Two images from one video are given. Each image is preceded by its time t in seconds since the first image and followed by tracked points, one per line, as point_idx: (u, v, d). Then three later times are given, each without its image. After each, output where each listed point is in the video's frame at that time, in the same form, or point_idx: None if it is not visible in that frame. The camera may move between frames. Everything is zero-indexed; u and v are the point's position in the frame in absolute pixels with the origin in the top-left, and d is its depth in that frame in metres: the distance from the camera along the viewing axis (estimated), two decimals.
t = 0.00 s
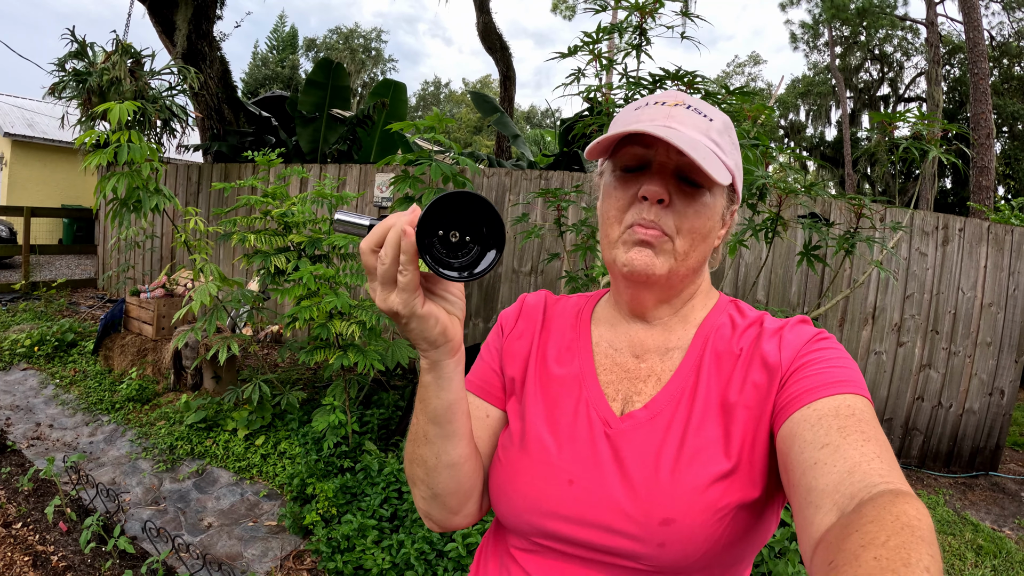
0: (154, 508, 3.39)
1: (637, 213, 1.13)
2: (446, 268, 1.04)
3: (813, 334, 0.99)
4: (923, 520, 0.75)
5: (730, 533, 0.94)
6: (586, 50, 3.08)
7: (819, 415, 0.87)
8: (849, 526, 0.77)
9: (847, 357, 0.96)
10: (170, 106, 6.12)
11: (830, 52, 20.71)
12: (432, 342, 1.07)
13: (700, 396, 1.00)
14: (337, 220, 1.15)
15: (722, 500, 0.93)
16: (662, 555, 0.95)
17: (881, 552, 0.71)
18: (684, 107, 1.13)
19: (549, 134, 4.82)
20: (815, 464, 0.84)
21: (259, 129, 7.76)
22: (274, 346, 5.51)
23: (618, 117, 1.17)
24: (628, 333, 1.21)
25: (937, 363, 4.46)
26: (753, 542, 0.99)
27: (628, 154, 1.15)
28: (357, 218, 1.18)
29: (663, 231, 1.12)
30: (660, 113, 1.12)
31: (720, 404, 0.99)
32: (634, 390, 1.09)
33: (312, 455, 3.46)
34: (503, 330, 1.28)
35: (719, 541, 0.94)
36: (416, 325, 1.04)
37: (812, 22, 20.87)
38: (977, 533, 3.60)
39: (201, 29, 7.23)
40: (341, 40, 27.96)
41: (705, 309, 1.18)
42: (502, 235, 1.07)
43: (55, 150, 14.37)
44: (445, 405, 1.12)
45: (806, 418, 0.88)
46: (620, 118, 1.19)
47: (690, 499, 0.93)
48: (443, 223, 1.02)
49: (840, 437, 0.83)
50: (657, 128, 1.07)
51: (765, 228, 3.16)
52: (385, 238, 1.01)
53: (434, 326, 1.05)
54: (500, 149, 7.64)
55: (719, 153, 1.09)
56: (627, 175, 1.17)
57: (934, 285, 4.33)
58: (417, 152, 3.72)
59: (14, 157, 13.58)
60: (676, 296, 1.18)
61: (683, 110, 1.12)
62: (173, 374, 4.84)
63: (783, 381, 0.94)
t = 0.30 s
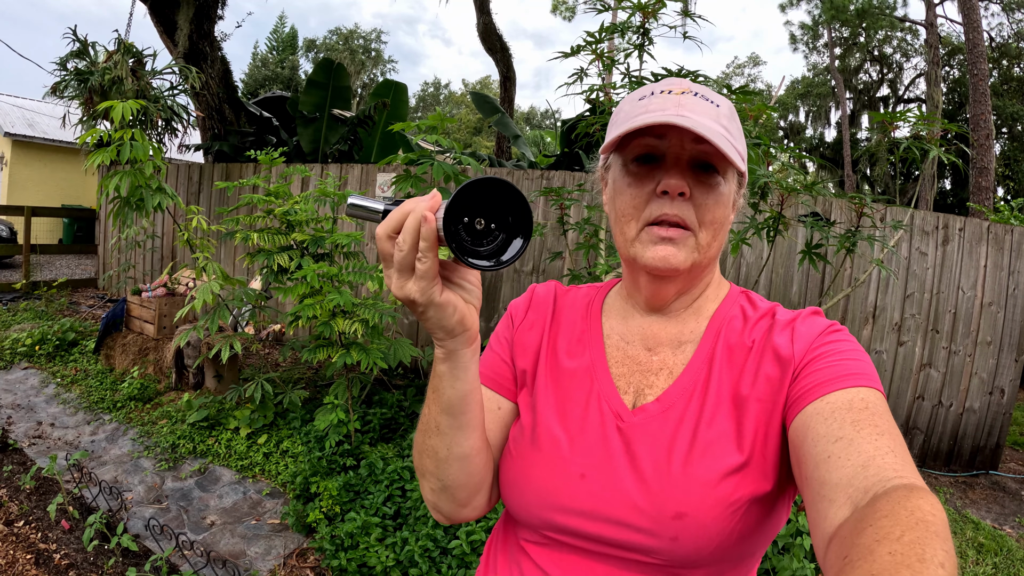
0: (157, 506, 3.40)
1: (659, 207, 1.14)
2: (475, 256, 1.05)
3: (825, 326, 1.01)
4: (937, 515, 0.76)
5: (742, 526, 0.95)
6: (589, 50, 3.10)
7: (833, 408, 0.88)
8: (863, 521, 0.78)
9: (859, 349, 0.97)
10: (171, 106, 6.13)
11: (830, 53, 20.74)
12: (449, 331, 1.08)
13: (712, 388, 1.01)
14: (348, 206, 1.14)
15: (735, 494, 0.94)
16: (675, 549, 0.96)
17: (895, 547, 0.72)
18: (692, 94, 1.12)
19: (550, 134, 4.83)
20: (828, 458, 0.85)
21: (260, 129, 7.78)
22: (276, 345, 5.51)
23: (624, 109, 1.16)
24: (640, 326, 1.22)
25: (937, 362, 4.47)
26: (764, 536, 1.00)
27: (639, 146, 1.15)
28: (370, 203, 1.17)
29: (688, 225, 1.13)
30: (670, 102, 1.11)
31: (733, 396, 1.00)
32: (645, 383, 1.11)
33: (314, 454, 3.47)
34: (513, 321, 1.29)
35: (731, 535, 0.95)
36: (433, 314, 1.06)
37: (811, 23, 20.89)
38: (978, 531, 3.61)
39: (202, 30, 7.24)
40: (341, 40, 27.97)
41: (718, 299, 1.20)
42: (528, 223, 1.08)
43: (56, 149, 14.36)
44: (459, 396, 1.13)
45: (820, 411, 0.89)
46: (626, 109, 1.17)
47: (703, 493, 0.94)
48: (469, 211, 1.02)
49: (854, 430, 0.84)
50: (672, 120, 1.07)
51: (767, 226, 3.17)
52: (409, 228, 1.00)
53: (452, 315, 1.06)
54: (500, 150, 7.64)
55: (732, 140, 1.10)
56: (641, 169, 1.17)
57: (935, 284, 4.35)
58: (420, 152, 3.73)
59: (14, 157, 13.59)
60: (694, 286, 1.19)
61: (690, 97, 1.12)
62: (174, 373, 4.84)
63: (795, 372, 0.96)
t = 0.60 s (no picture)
0: (159, 507, 3.41)
1: (656, 202, 1.15)
2: (466, 258, 1.07)
3: (824, 325, 1.02)
4: (934, 514, 0.77)
5: (741, 524, 0.96)
6: (589, 51, 3.11)
7: (832, 407, 0.89)
8: (861, 519, 0.79)
9: (858, 348, 0.98)
10: (172, 107, 6.14)
11: (830, 54, 20.77)
12: (445, 332, 1.09)
13: (712, 386, 1.03)
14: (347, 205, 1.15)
15: (734, 492, 0.95)
16: (674, 547, 0.97)
17: (892, 545, 0.73)
18: (687, 91, 1.14)
19: (550, 135, 4.84)
20: (827, 456, 0.86)
21: (261, 130, 7.79)
22: (277, 346, 5.53)
23: (620, 107, 1.18)
24: (640, 324, 1.23)
25: (937, 362, 4.48)
26: (763, 534, 1.01)
27: (636, 142, 1.17)
28: (369, 202, 1.19)
29: (685, 219, 1.14)
30: (665, 98, 1.13)
31: (732, 394, 1.01)
32: (645, 381, 1.12)
33: (316, 453, 3.48)
34: (513, 319, 1.30)
35: (730, 533, 0.96)
36: (430, 314, 1.07)
37: (811, 24, 20.91)
38: (978, 531, 3.63)
39: (204, 30, 7.25)
40: (341, 42, 27.98)
41: (717, 296, 1.21)
42: (521, 228, 1.09)
43: (56, 150, 14.36)
44: (459, 395, 1.14)
45: (819, 410, 0.90)
46: (623, 107, 1.19)
47: (703, 491, 0.95)
48: (464, 212, 1.04)
49: (852, 429, 0.86)
50: (666, 113, 1.09)
51: (767, 227, 3.18)
52: (403, 227, 1.02)
53: (449, 315, 1.07)
54: (501, 151, 7.66)
55: (728, 133, 1.11)
56: (639, 165, 1.18)
57: (934, 285, 4.36)
58: (421, 153, 3.75)
59: (15, 157, 13.61)
60: (694, 282, 1.20)
61: (685, 93, 1.13)
62: (176, 374, 4.85)
63: (795, 370, 0.97)
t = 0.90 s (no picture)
0: (158, 508, 3.40)
1: (652, 209, 1.15)
2: (463, 266, 1.06)
3: (825, 326, 1.01)
4: (935, 515, 0.77)
5: (741, 525, 0.96)
6: (589, 53, 3.12)
7: (831, 407, 0.89)
8: (860, 521, 0.78)
9: (859, 349, 0.98)
10: (172, 108, 6.14)
11: (830, 56, 20.79)
12: (442, 338, 1.09)
13: (712, 387, 1.02)
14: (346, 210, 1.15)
15: (734, 493, 0.94)
16: (673, 548, 0.96)
17: (892, 547, 0.73)
18: (681, 94, 1.14)
19: (550, 138, 4.78)
20: (827, 458, 0.86)
21: (261, 131, 7.79)
22: (276, 347, 5.52)
23: (614, 114, 1.18)
24: (639, 326, 1.23)
25: (937, 363, 4.48)
26: (763, 535, 1.01)
27: (631, 149, 1.16)
28: (368, 206, 1.19)
29: (681, 224, 1.14)
30: (660, 103, 1.12)
31: (732, 395, 1.01)
32: (644, 382, 1.11)
33: (315, 455, 3.47)
34: (513, 321, 1.30)
35: (730, 534, 0.95)
36: (427, 320, 1.06)
37: (811, 25, 20.93)
38: (978, 532, 3.62)
39: (204, 32, 7.26)
40: (341, 43, 27.99)
41: (718, 298, 1.20)
42: (520, 238, 1.08)
43: (56, 150, 14.37)
44: (457, 399, 1.14)
45: (818, 411, 0.89)
46: (618, 113, 1.19)
47: (702, 491, 0.95)
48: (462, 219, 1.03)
49: (852, 430, 0.85)
50: (662, 120, 1.08)
51: (767, 228, 3.18)
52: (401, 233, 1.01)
53: (446, 321, 1.07)
54: (501, 152, 7.66)
55: (723, 137, 1.11)
56: (635, 171, 1.18)
57: (934, 286, 4.36)
58: (420, 154, 3.75)
59: (15, 157, 13.61)
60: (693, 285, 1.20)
61: (679, 97, 1.13)
62: (175, 375, 4.85)
63: (795, 371, 0.96)
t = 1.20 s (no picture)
0: (156, 509, 3.40)
1: (641, 209, 1.15)
2: (461, 269, 1.06)
3: (822, 327, 1.01)
4: (931, 516, 0.76)
5: (737, 526, 0.95)
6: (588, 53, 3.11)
7: (827, 408, 0.88)
8: (856, 521, 0.78)
9: (855, 351, 0.97)
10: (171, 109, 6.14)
11: (829, 57, 20.80)
12: (438, 340, 1.09)
13: (708, 387, 1.02)
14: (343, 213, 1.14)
15: (730, 493, 0.94)
16: (669, 548, 0.96)
17: (887, 547, 0.72)
18: (672, 96, 1.14)
19: (549, 138, 4.66)
20: (823, 458, 0.85)
21: (260, 132, 7.79)
22: (275, 348, 5.52)
23: (606, 116, 1.18)
24: (635, 326, 1.22)
25: (936, 364, 4.47)
26: (759, 536, 1.00)
27: (621, 150, 1.16)
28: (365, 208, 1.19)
29: (669, 224, 1.13)
30: (649, 105, 1.13)
31: (728, 396, 1.00)
32: (641, 383, 1.11)
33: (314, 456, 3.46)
34: (510, 322, 1.29)
35: (726, 535, 0.95)
36: (424, 321, 1.06)
37: (810, 26, 20.95)
38: (978, 533, 3.62)
39: (203, 32, 7.25)
40: (341, 44, 27.98)
41: (714, 299, 1.19)
42: (517, 242, 1.08)
43: (55, 150, 14.36)
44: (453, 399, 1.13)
45: (814, 412, 0.89)
46: (610, 116, 1.19)
47: (699, 492, 0.94)
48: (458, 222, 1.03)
49: (848, 431, 0.85)
50: (649, 120, 1.09)
51: (766, 229, 3.18)
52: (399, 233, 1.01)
53: (443, 322, 1.07)
54: (500, 153, 7.66)
55: (713, 136, 1.11)
56: (625, 172, 1.17)
57: (933, 287, 4.35)
58: (419, 155, 3.74)
59: (14, 158, 13.62)
60: (686, 286, 1.20)
61: (670, 98, 1.13)
62: (174, 376, 4.85)
63: (792, 372, 0.96)
